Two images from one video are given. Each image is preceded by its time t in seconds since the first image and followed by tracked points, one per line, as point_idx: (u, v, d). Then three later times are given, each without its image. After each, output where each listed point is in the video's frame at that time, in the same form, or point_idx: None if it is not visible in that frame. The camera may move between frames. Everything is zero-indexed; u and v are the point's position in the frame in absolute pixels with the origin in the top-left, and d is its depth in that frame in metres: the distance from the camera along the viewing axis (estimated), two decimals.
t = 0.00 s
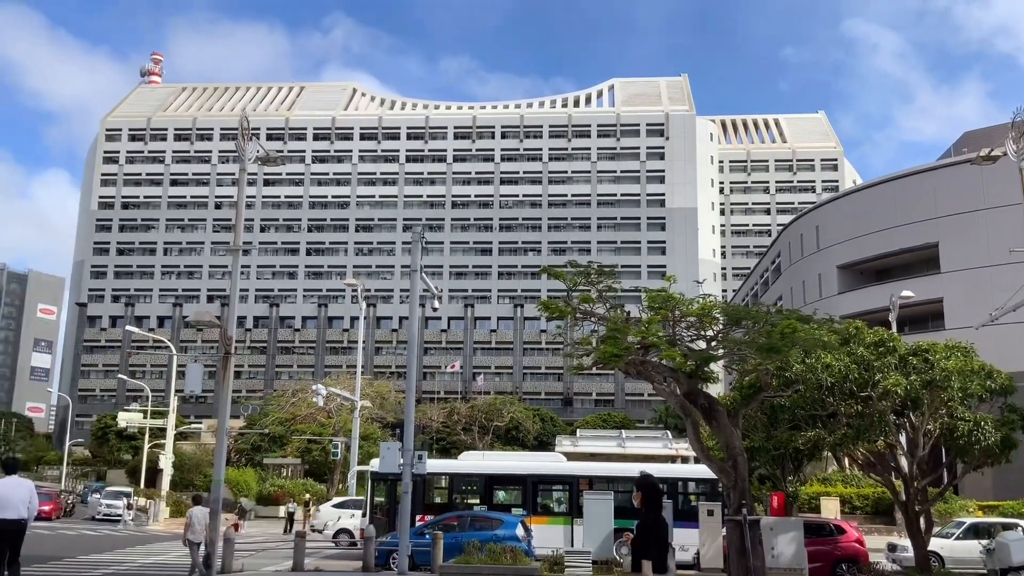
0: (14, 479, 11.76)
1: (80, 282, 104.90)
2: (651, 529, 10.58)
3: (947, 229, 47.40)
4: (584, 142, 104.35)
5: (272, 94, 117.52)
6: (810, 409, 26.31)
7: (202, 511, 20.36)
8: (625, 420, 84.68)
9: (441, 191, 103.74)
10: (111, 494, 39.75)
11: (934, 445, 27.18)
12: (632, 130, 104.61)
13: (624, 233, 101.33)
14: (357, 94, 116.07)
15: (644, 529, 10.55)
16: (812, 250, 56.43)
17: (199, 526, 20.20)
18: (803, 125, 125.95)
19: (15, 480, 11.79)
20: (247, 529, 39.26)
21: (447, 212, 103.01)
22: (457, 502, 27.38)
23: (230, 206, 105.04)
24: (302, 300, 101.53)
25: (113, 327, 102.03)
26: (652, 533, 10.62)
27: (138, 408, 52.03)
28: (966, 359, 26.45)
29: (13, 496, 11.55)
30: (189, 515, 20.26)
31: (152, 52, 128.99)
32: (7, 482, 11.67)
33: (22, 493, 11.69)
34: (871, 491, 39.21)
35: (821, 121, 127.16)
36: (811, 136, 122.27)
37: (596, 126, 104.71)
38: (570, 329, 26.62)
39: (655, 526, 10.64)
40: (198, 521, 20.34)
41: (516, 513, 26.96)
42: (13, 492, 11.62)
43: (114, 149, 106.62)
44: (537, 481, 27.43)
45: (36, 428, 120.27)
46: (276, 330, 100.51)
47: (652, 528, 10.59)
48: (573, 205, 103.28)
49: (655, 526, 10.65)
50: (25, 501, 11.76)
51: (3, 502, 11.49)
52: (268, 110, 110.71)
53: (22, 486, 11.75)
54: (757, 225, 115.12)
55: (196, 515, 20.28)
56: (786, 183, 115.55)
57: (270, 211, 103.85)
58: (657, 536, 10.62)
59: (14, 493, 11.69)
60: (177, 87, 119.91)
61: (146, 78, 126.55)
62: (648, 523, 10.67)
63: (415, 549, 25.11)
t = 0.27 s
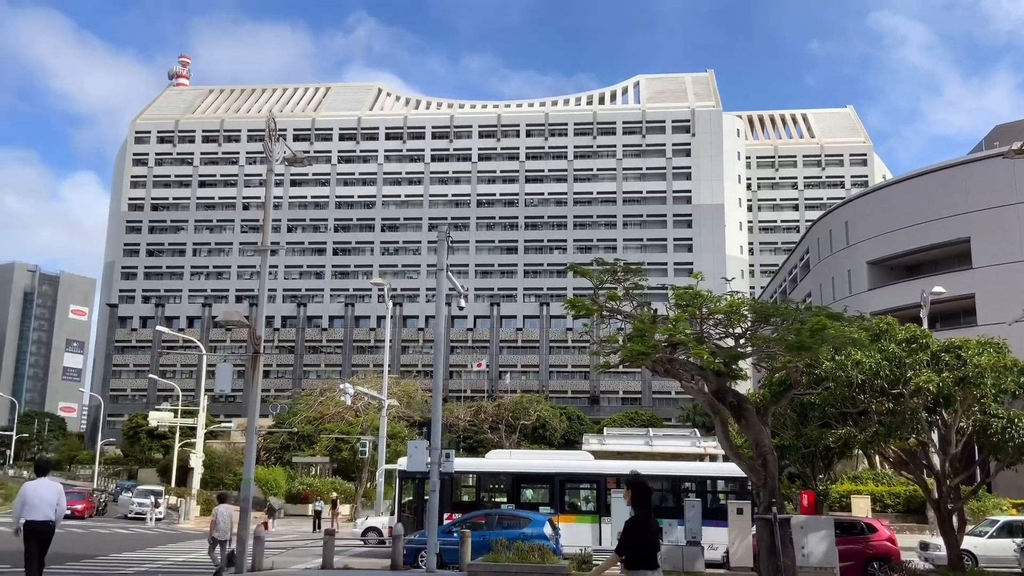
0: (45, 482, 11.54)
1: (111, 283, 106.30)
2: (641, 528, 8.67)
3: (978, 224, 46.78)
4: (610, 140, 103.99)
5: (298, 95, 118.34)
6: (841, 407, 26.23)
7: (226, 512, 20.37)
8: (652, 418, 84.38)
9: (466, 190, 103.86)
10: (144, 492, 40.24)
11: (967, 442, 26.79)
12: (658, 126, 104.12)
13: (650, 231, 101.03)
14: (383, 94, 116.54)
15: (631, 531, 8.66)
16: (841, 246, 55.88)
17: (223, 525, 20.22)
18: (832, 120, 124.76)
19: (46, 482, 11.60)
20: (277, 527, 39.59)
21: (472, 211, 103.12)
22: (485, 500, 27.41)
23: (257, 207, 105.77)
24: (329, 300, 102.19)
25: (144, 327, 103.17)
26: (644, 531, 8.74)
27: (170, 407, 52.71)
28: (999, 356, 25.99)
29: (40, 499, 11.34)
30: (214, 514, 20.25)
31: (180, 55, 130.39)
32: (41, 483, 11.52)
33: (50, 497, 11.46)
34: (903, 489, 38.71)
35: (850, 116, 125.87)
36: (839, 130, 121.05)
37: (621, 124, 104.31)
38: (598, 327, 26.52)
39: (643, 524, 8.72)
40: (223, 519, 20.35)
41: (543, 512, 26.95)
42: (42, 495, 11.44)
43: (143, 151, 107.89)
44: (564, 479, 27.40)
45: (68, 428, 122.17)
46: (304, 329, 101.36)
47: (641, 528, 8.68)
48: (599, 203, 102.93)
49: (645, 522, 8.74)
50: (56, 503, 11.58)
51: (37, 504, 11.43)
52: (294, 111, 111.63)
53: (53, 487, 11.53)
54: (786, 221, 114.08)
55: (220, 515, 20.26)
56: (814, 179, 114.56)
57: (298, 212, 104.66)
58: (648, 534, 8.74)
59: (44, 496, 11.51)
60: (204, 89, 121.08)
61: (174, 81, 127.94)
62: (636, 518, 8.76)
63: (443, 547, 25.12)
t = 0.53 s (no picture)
0: (75, 481, 11.83)
1: (141, 284, 107.56)
2: (636, 525, 9.83)
3: (1011, 218, 46.11)
4: (635, 136, 103.51)
5: (324, 96, 118.93)
6: (872, 403, 26.05)
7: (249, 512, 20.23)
8: (680, 416, 84.00)
9: (491, 188, 103.89)
10: (174, 490, 40.61)
11: (999, 439, 26.35)
12: (684, 122, 103.28)
13: (676, 228, 100.56)
14: (408, 93, 116.88)
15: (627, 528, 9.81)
16: (870, 241, 55.28)
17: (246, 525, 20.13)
18: (861, 114, 123.42)
19: (75, 481, 11.87)
20: (307, 525, 39.87)
21: (497, 209, 103.18)
22: (513, 498, 27.47)
23: (285, 207, 106.37)
24: (356, 299, 102.87)
25: (173, 327, 104.57)
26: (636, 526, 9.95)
27: (201, 406, 53.22)
28: None
29: (70, 499, 11.67)
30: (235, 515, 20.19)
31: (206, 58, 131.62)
32: (70, 482, 11.81)
33: (80, 495, 11.76)
34: (934, 487, 38.24)
35: (879, 110, 124.47)
36: (868, 125, 119.76)
37: (647, 120, 103.77)
38: (624, 324, 26.40)
39: (636, 522, 9.87)
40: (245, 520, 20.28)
41: (571, 510, 26.95)
42: (73, 495, 11.74)
43: (171, 152, 108.89)
44: (592, 477, 27.30)
45: (99, 426, 124.03)
46: (331, 328, 102.10)
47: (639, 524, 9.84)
48: (624, 200, 102.69)
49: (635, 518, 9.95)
50: (87, 501, 11.90)
51: (67, 504, 11.74)
52: (321, 112, 112.42)
53: (83, 486, 11.84)
54: (814, 217, 112.99)
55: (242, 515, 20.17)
56: (842, 174, 113.48)
57: (324, 211, 105.35)
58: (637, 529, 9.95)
59: (75, 495, 11.83)
60: (231, 90, 122.06)
61: (201, 83, 129.22)
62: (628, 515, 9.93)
63: (471, 545, 25.16)
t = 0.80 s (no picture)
0: (106, 479, 12.36)
1: (170, 284, 108.74)
2: (626, 521, 9.13)
3: None
4: (660, 133, 102.96)
5: (348, 95, 119.41)
6: (902, 400, 25.83)
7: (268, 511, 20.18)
8: (706, 414, 83.64)
9: (516, 186, 103.95)
10: (205, 489, 41.06)
11: None
12: (709, 118, 102.63)
13: (702, 224, 99.76)
14: (432, 92, 117.12)
15: (617, 521, 9.13)
16: (900, 235, 54.66)
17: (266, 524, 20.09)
18: (890, 107, 122.00)
19: (106, 479, 12.40)
20: (335, 523, 40.15)
21: (521, 207, 103.22)
22: (539, 496, 27.44)
23: (311, 207, 107.04)
24: (382, 297, 103.62)
25: (202, 326, 105.87)
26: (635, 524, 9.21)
27: (231, 405, 53.82)
28: None
29: (100, 497, 12.15)
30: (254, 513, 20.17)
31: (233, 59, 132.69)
32: (101, 480, 12.32)
33: (112, 492, 12.28)
34: (967, 484, 37.84)
35: (908, 102, 122.97)
36: (897, 118, 118.35)
37: (672, 116, 103.16)
38: (650, 321, 26.26)
39: (629, 515, 9.18)
40: (264, 518, 20.28)
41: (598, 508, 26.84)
42: (102, 492, 12.23)
43: (199, 154, 109.91)
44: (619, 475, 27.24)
45: (130, 425, 125.77)
46: (358, 327, 102.99)
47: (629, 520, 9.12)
48: (649, 197, 102.24)
49: (631, 514, 9.21)
50: (117, 498, 12.41)
51: (99, 501, 12.23)
52: (346, 112, 113.05)
53: (112, 483, 12.33)
54: (842, 211, 112.15)
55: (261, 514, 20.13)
56: (871, 168, 112.31)
57: (349, 211, 105.89)
58: (636, 524, 9.20)
59: (103, 492, 12.32)
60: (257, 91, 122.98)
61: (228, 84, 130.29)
62: (621, 510, 9.22)
63: (498, 542, 25.11)
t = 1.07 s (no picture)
0: (128, 480, 12.65)
1: (197, 284, 109.73)
2: (613, 516, 8.56)
3: None
4: (684, 129, 102.38)
5: (372, 95, 119.86)
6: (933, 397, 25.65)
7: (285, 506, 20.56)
8: (732, 411, 83.11)
9: (539, 184, 103.90)
10: (234, 487, 41.44)
11: None
12: (734, 113, 102.11)
13: (728, 220, 99.07)
14: (455, 91, 117.32)
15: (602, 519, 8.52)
16: (928, 231, 54.06)
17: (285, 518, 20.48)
18: (918, 101, 120.59)
19: (128, 480, 12.69)
20: (361, 520, 40.31)
21: (545, 205, 103.15)
22: (565, 494, 27.38)
23: (336, 207, 107.67)
24: (406, 296, 104.09)
25: (230, 326, 106.91)
26: (626, 520, 8.66)
27: (260, 403, 54.32)
28: None
29: (123, 496, 12.44)
30: (274, 508, 20.62)
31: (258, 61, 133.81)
32: (124, 480, 12.64)
33: (134, 491, 12.57)
34: (998, 482, 37.37)
35: (937, 96, 121.50)
36: (925, 111, 116.96)
37: (696, 112, 102.58)
38: (676, 318, 26.10)
39: (618, 511, 8.60)
40: (285, 513, 20.67)
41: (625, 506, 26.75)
42: (125, 491, 12.53)
43: (225, 155, 110.85)
44: (645, 473, 27.14)
45: (159, 424, 127.14)
46: (383, 326, 103.57)
47: (617, 515, 8.56)
48: (674, 193, 101.59)
49: (621, 510, 8.63)
50: (139, 497, 12.67)
51: (125, 500, 12.57)
52: (370, 111, 113.59)
53: (132, 483, 12.59)
54: (870, 206, 111.17)
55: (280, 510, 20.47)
56: (899, 162, 111.11)
57: (374, 210, 106.65)
58: (626, 519, 8.60)
59: (124, 492, 12.61)
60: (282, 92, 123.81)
61: (253, 86, 131.39)
62: (608, 505, 8.66)
63: (525, 540, 25.08)
